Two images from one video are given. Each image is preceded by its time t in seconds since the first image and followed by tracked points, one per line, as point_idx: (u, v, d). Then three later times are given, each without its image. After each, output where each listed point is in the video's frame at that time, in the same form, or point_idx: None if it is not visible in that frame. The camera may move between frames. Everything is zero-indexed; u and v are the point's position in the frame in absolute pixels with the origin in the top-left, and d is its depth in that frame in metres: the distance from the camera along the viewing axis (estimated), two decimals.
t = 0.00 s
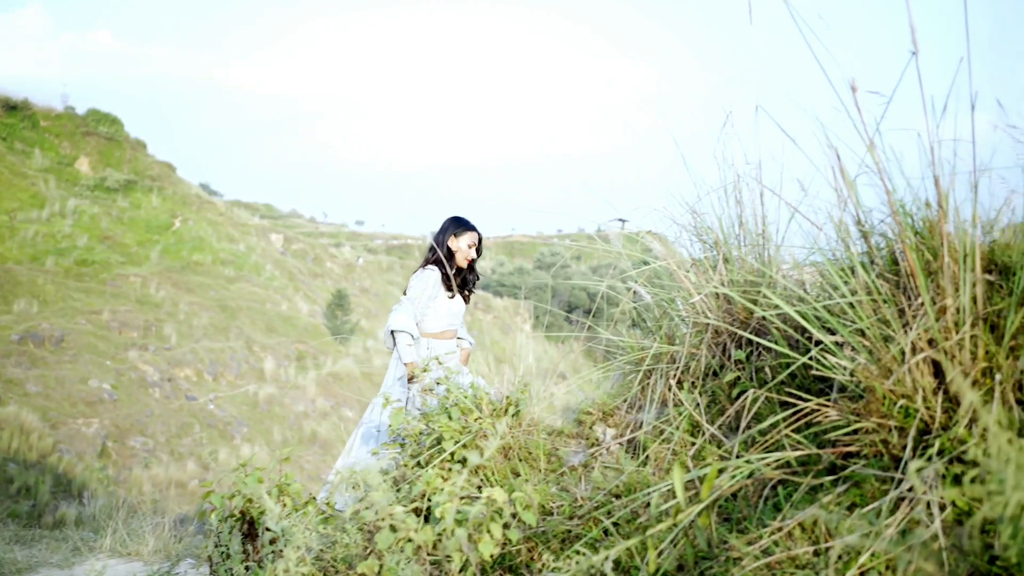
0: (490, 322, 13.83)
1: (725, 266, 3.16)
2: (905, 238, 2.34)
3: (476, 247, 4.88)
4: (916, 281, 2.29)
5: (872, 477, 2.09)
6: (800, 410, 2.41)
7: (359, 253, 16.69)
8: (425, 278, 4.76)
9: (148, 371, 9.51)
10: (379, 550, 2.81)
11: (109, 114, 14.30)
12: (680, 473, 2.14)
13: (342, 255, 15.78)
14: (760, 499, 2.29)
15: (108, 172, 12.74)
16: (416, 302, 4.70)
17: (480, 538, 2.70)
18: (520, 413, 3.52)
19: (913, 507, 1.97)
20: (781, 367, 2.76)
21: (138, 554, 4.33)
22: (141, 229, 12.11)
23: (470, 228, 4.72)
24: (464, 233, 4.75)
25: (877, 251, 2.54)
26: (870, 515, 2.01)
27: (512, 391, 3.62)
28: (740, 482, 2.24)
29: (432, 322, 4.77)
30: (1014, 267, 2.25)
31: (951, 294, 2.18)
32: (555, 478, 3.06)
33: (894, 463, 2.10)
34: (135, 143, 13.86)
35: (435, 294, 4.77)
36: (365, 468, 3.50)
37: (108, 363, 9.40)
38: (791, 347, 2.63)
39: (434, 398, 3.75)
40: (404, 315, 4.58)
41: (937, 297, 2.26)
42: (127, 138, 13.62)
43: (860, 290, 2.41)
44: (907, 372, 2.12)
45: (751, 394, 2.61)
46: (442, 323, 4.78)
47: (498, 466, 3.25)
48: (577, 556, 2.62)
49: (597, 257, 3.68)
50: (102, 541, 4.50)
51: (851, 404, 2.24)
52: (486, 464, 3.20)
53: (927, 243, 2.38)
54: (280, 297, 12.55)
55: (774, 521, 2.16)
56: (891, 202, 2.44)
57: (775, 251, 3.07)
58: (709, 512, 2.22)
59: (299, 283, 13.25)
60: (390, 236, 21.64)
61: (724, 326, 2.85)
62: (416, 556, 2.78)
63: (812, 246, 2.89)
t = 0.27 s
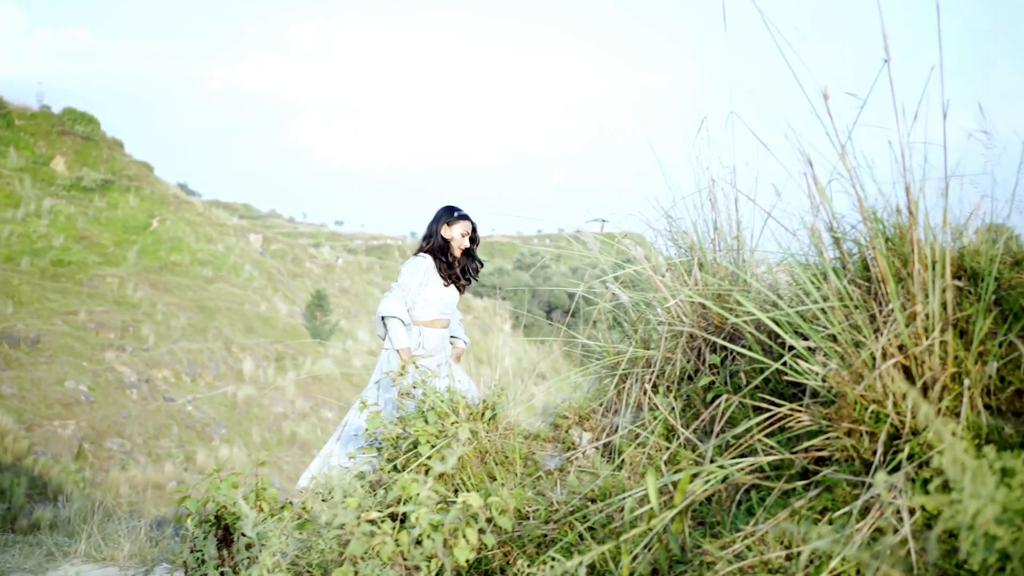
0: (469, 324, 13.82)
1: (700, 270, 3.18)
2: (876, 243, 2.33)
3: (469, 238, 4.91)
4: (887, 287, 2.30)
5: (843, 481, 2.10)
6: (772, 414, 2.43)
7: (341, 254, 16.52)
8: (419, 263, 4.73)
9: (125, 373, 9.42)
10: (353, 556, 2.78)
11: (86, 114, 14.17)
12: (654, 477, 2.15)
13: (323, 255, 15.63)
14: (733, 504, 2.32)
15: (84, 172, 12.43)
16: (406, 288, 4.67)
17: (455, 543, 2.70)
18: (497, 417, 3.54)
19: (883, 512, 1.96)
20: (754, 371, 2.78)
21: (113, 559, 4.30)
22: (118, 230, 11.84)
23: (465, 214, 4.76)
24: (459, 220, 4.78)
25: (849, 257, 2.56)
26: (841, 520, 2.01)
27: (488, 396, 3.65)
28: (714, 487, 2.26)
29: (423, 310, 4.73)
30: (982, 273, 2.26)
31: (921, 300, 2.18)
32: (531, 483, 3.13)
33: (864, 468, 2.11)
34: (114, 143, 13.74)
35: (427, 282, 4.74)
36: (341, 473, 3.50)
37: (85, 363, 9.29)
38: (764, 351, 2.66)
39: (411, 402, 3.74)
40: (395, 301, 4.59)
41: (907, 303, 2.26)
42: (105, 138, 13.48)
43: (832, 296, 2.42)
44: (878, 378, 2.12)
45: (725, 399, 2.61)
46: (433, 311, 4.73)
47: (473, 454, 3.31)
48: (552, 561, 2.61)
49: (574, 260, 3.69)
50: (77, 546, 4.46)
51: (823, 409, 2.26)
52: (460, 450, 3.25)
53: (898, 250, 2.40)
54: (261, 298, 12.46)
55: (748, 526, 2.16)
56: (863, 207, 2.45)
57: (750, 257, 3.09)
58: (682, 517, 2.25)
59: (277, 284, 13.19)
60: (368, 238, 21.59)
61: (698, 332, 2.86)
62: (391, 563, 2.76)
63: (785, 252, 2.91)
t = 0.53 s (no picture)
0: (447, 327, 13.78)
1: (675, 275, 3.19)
2: (846, 251, 2.36)
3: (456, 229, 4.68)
4: (857, 294, 2.31)
5: (814, 486, 2.11)
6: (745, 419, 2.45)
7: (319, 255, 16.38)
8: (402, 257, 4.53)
9: (100, 374, 9.30)
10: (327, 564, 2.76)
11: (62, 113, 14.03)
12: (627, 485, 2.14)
13: (301, 255, 15.57)
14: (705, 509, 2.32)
15: (60, 172, 12.37)
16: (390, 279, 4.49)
17: (429, 549, 2.70)
18: (473, 421, 3.58)
19: (852, 518, 1.97)
20: (727, 376, 2.80)
21: (87, 564, 4.24)
22: (94, 229, 11.85)
23: (448, 206, 4.56)
24: (442, 211, 4.57)
25: (821, 263, 2.58)
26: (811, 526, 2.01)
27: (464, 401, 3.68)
28: (686, 492, 2.25)
29: (409, 302, 4.53)
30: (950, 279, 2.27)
31: (890, 306, 2.20)
32: (506, 488, 3.14)
33: (835, 473, 2.12)
34: (90, 142, 13.60)
35: (412, 275, 4.55)
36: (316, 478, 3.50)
37: (60, 365, 9.17)
38: (737, 355, 2.68)
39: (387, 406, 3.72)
40: (379, 292, 4.43)
41: (877, 310, 2.27)
42: (80, 137, 13.32)
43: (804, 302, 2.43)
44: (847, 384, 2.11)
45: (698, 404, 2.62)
46: (419, 304, 4.53)
47: (447, 453, 3.33)
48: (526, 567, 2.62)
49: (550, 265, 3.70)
50: (50, 551, 4.40)
51: (795, 414, 2.27)
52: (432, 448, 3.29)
53: (867, 255, 2.42)
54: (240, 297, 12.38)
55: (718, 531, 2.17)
56: (833, 215, 2.47)
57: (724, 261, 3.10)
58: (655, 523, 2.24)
59: (255, 285, 13.14)
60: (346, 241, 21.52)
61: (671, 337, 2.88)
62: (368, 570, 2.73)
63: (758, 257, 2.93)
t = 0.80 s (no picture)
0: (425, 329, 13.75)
1: (649, 280, 3.19)
2: (817, 257, 2.35)
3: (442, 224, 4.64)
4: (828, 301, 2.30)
5: (786, 492, 2.11)
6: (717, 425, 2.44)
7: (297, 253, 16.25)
8: (386, 255, 4.50)
9: (77, 376, 9.13)
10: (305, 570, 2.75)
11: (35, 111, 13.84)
12: (600, 491, 2.13)
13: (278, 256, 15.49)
14: (678, 514, 2.32)
15: (34, 172, 12.20)
16: (376, 276, 4.46)
17: (404, 555, 2.69)
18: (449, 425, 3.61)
19: (823, 525, 1.97)
20: (701, 382, 2.80)
21: (61, 569, 4.18)
22: (70, 230, 11.70)
23: (430, 202, 4.52)
24: (425, 208, 4.53)
25: (793, 270, 2.57)
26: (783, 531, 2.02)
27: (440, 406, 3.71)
28: (660, 497, 2.26)
29: (394, 300, 4.52)
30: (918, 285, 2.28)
31: (860, 313, 2.19)
32: (482, 492, 3.12)
33: (806, 479, 2.12)
34: (65, 141, 13.44)
35: (397, 273, 4.53)
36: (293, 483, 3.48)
37: (35, 367, 9.02)
38: (711, 361, 2.66)
39: (363, 411, 3.72)
40: (363, 290, 4.38)
41: (847, 316, 2.26)
42: (54, 137, 13.14)
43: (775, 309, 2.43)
44: (819, 391, 2.12)
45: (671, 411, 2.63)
46: (405, 302, 4.52)
47: (423, 458, 3.35)
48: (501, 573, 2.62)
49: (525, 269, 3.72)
50: (22, 557, 4.34)
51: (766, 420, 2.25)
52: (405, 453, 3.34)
53: (838, 263, 2.42)
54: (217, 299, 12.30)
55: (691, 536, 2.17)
56: (804, 221, 2.47)
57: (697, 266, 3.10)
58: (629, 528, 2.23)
59: (233, 285, 13.09)
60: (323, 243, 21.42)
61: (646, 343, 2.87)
62: None
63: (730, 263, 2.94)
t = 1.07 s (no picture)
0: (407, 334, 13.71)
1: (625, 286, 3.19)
2: (790, 265, 2.36)
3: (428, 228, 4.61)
4: (801, 308, 2.30)
5: (760, 498, 2.08)
6: (692, 432, 2.44)
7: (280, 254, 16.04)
8: (374, 261, 4.49)
9: (54, 377, 8.77)
10: None
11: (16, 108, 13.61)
12: (575, 495, 2.10)
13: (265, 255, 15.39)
14: (653, 519, 2.33)
15: None
16: (365, 282, 4.44)
17: (382, 561, 2.68)
18: (428, 430, 3.61)
19: (797, 530, 1.94)
20: (678, 388, 2.81)
21: (36, 573, 4.10)
22: (48, 228, 10.83)
23: (417, 205, 4.52)
24: (411, 211, 4.53)
25: (767, 277, 2.58)
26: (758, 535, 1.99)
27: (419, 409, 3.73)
28: (635, 505, 2.26)
29: (383, 306, 4.52)
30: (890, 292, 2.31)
31: (833, 320, 2.19)
32: (459, 498, 3.10)
33: (780, 484, 2.10)
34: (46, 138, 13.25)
35: (385, 278, 4.52)
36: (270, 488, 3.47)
37: (13, 367, 8.65)
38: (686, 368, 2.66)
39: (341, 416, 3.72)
40: (352, 296, 4.37)
41: (820, 324, 2.26)
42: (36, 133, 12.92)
43: (750, 316, 2.42)
44: (792, 398, 2.13)
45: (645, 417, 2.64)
46: (394, 308, 4.52)
47: (401, 463, 3.35)
48: None
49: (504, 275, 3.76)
50: None
51: (740, 427, 2.25)
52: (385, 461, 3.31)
53: (812, 270, 2.42)
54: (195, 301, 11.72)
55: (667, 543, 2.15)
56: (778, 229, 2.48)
57: (671, 272, 3.11)
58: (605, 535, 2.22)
59: (213, 284, 12.73)
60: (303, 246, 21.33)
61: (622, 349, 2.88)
62: None
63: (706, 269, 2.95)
